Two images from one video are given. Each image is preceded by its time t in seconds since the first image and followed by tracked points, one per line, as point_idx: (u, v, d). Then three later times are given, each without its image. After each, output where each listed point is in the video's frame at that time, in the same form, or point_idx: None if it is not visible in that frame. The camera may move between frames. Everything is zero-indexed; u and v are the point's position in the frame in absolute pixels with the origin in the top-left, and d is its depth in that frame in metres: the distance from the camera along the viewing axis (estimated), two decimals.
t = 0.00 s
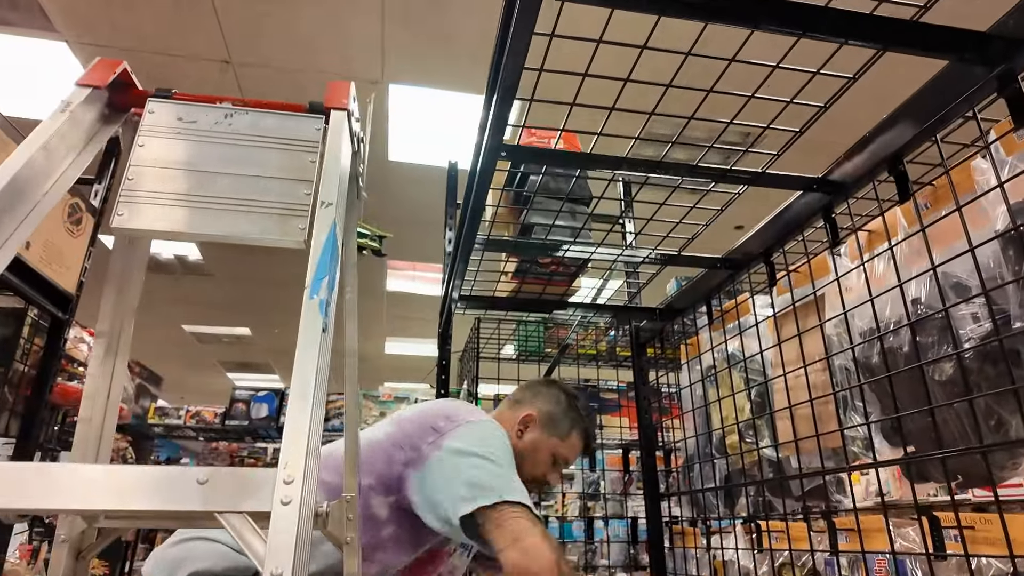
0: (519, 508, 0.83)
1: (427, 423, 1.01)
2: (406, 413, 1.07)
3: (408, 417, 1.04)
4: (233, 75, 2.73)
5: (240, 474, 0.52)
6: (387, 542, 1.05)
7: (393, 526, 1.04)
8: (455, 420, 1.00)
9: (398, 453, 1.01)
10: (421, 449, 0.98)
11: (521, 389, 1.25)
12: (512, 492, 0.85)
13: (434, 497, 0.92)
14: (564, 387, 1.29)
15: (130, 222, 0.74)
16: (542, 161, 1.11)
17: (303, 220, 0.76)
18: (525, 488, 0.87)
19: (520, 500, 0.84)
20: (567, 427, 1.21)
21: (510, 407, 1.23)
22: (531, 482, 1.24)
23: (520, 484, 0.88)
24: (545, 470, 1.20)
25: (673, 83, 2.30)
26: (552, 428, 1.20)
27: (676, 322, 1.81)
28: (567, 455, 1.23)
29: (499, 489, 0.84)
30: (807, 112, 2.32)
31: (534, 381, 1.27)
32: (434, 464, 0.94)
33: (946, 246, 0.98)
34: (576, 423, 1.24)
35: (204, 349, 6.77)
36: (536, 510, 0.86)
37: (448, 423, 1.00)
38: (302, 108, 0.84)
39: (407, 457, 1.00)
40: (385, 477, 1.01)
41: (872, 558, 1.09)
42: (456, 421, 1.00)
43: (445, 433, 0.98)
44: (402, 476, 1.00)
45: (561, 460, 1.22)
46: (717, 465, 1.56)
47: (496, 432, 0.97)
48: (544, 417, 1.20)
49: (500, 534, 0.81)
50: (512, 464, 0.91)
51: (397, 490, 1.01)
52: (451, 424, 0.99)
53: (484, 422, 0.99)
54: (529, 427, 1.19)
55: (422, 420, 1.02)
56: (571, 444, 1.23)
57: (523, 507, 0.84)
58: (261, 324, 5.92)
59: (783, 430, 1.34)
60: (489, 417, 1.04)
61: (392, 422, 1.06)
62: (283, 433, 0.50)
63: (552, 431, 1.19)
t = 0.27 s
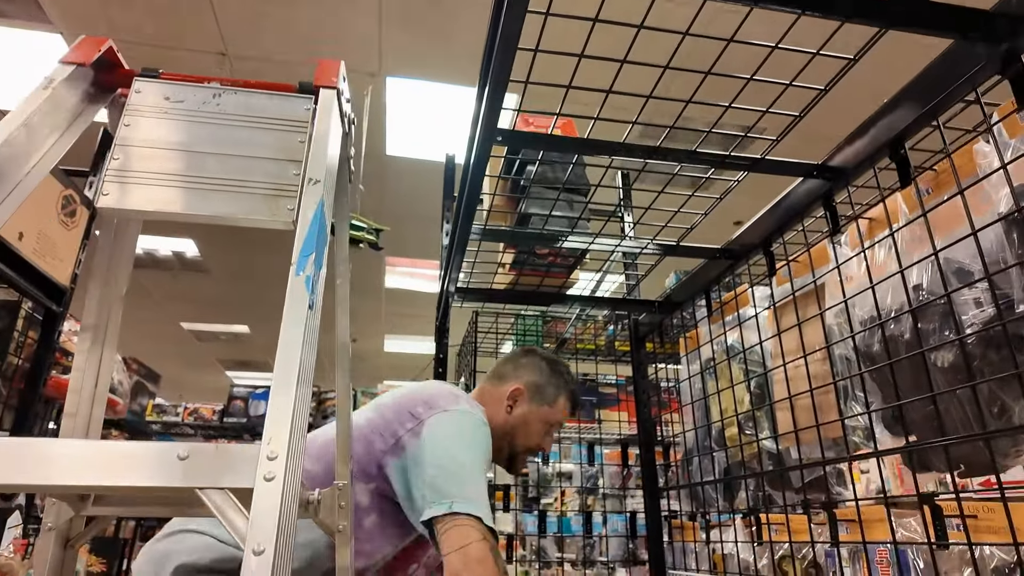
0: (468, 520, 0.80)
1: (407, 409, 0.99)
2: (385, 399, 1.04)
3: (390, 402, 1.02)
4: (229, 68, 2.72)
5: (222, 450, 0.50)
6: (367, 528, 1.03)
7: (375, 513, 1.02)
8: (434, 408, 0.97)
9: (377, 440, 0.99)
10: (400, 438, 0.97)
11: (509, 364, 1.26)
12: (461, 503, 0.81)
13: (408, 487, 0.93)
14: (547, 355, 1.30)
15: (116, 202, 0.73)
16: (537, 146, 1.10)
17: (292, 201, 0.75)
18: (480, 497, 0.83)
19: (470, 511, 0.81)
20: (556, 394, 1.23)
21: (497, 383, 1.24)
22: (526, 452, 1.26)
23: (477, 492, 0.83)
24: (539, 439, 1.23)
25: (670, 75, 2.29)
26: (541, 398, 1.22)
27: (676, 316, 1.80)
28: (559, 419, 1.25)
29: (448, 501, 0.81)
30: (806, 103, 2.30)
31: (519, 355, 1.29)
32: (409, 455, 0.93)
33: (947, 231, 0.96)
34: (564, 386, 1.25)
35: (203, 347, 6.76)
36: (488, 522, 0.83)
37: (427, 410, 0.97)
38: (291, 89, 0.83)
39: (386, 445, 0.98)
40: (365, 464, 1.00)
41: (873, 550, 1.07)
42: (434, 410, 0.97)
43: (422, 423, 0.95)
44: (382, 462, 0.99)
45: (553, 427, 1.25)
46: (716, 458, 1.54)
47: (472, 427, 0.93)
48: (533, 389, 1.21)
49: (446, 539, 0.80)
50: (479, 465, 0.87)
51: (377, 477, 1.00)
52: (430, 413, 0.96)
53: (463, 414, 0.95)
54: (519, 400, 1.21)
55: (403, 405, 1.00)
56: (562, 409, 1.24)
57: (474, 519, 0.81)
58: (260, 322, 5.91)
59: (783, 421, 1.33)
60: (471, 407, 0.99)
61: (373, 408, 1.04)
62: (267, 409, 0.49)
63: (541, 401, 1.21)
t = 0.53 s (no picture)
0: (467, 496, 0.80)
1: (400, 385, 0.98)
2: (379, 375, 1.02)
3: (383, 378, 1.01)
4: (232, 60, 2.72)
5: (230, 423, 0.49)
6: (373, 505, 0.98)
7: (378, 491, 0.98)
8: (428, 382, 0.96)
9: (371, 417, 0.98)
10: (395, 414, 0.96)
11: (497, 327, 1.25)
12: (459, 479, 0.80)
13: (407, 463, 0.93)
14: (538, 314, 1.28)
15: (120, 181, 0.72)
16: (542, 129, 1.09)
17: (297, 180, 0.75)
18: (478, 472, 0.82)
19: (469, 486, 0.80)
20: (547, 349, 1.22)
21: (488, 347, 1.23)
22: (527, 412, 1.25)
23: (475, 466, 0.82)
24: (537, 395, 1.21)
25: (673, 65, 2.28)
26: (533, 355, 1.20)
27: (682, 307, 1.79)
28: (555, 373, 1.23)
29: (445, 477, 0.80)
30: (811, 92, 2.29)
31: (506, 317, 1.27)
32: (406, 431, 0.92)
33: (960, 213, 0.95)
34: (555, 339, 1.24)
35: (207, 344, 6.77)
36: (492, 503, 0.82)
37: (422, 385, 0.95)
38: (295, 69, 0.83)
39: (382, 422, 0.96)
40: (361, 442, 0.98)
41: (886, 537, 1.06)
42: (429, 383, 0.95)
43: (417, 398, 0.94)
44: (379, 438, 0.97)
45: (550, 381, 1.23)
46: (724, 449, 1.53)
47: (467, 401, 0.92)
48: (523, 346, 1.20)
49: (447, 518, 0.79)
50: (476, 439, 0.86)
51: (375, 454, 0.98)
52: (424, 387, 0.95)
53: (458, 388, 0.94)
54: (510, 359, 1.19)
55: (395, 381, 0.98)
56: (555, 362, 1.23)
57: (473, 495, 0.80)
58: (264, 318, 5.92)
59: (792, 409, 1.31)
60: (466, 379, 0.98)
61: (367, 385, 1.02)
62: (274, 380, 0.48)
63: (534, 357, 1.20)
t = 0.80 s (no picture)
0: (471, 459, 0.80)
1: (415, 351, 0.97)
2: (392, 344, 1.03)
3: (397, 347, 1.01)
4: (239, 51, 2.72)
5: (250, 402, 0.50)
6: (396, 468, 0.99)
7: (397, 454, 0.98)
8: (441, 348, 0.95)
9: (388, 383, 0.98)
10: (410, 379, 0.95)
11: (508, 293, 1.25)
12: (463, 442, 0.81)
13: (422, 426, 0.93)
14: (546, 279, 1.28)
15: (135, 167, 0.73)
16: (551, 114, 1.09)
17: (311, 165, 0.75)
18: (484, 436, 0.82)
19: (473, 449, 0.80)
20: (558, 311, 1.22)
21: (499, 314, 1.23)
22: (541, 378, 1.25)
23: (481, 430, 0.82)
24: (550, 358, 1.21)
25: (682, 51, 2.26)
26: (544, 318, 1.21)
27: (691, 295, 1.79)
28: (567, 336, 1.23)
29: (450, 440, 0.81)
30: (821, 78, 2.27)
31: (516, 283, 1.27)
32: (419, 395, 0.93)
33: (975, 197, 0.94)
34: (567, 301, 1.24)
35: (216, 334, 6.82)
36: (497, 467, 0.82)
37: (433, 349, 0.95)
38: (308, 54, 0.83)
39: (397, 387, 0.96)
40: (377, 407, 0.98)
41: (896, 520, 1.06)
42: (442, 348, 0.95)
43: (430, 363, 0.94)
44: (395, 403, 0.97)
45: (563, 344, 1.23)
46: (733, 435, 1.53)
47: (479, 366, 0.91)
48: (534, 310, 1.21)
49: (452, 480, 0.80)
50: (485, 403, 0.86)
51: (392, 418, 0.97)
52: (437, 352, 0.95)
53: (470, 352, 0.93)
54: (522, 324, 1.20)
55: (410, 348, 0.98)
56: (567, 324, 1.23)
57: (477, 459, 0.80)
58: (272, 308, 5.95)
59: (802, 394, 1.31)
60: (479, 344, 0.96)
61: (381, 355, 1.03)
62: (294, 361, 0.49)
63: (545, 320, 1.20)
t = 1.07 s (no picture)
0: (487, 444, 0.78)
1: (424, 339, 0.98)
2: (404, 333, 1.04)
3: (407, 336, 1.02)
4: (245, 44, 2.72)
5: (263, 394, 0.51)
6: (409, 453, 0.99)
7: (409, 441, 0.99)
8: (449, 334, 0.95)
9: (398, 370, 0.99)
10: (418, 366, 0.96)
11: (518, 283, 1.25)
12: (477, 427, 0.78)
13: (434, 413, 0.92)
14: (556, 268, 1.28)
15: (145, 161, 0.74)
16: (557, 106, 1.09)
17: (319, 158, 0.76)
18: (498, 420, 0.79)
19: (488, 436, 0.78)
20: (569, 300, 1.21)
21: (510, 303, 1.23)
22: (554, 368, 1.24)
23: (495, 415, 0.80)
24: (562, 348, 1.20)
25: (687, 43, 2.25)
26: (554, 307, 1.19)
27: (695, 286, 1.79)
28: (579, 325, 1.22)
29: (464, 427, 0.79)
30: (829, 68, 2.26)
31: (526, 273, 1.27)
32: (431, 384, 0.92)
33: (981, 188, 0.94)
34: (577, 291, 1.23)
35: (223, 327, 6.87)
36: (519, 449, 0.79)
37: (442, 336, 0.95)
38: (316, 48, 0.84)
39: (408, 374, 0.97)
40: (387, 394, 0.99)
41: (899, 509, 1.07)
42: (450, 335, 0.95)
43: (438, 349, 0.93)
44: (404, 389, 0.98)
45: (574, 333, 1.21)
46: (737, 425, 1.54)
47: (488, 350, 0.89)
48: (544, 299, 1.20)
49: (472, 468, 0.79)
50: (497, 386, 0.84)
51: (403, 404, 0.98)
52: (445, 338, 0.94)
53: (478, 337, 0.92)
54: (532, 314, 1.19)
55: (420, 337, 0.99)
56: (578, 314, 1.21)
57: (494, 444, 0.78)
58: (278, 301, 5.98)
59: (806, 385, 1.32)
60: (487, 329, 0.95)
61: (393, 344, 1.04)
62: (306, 352, 0.50)
63: (555, 309, 1.19)
